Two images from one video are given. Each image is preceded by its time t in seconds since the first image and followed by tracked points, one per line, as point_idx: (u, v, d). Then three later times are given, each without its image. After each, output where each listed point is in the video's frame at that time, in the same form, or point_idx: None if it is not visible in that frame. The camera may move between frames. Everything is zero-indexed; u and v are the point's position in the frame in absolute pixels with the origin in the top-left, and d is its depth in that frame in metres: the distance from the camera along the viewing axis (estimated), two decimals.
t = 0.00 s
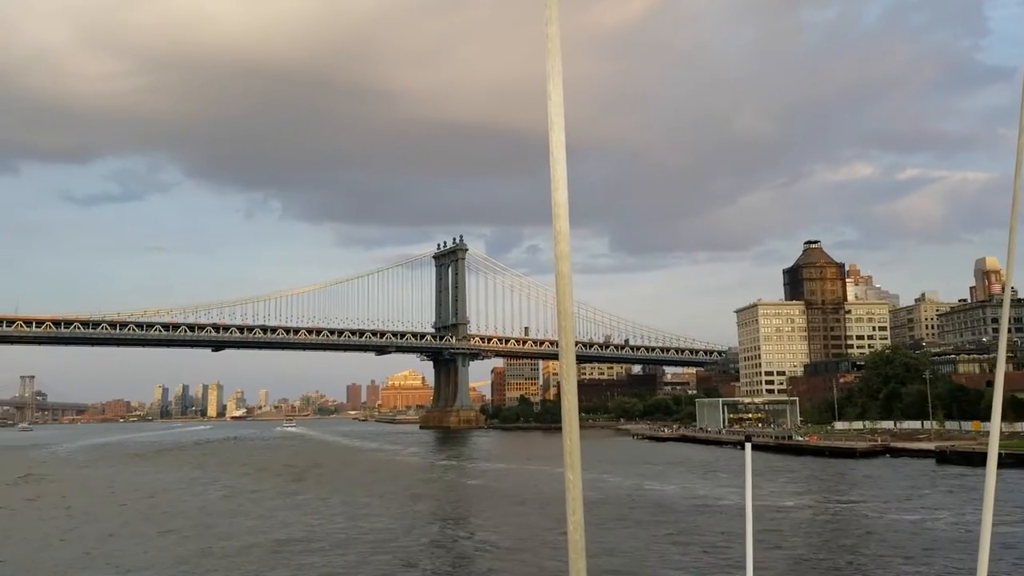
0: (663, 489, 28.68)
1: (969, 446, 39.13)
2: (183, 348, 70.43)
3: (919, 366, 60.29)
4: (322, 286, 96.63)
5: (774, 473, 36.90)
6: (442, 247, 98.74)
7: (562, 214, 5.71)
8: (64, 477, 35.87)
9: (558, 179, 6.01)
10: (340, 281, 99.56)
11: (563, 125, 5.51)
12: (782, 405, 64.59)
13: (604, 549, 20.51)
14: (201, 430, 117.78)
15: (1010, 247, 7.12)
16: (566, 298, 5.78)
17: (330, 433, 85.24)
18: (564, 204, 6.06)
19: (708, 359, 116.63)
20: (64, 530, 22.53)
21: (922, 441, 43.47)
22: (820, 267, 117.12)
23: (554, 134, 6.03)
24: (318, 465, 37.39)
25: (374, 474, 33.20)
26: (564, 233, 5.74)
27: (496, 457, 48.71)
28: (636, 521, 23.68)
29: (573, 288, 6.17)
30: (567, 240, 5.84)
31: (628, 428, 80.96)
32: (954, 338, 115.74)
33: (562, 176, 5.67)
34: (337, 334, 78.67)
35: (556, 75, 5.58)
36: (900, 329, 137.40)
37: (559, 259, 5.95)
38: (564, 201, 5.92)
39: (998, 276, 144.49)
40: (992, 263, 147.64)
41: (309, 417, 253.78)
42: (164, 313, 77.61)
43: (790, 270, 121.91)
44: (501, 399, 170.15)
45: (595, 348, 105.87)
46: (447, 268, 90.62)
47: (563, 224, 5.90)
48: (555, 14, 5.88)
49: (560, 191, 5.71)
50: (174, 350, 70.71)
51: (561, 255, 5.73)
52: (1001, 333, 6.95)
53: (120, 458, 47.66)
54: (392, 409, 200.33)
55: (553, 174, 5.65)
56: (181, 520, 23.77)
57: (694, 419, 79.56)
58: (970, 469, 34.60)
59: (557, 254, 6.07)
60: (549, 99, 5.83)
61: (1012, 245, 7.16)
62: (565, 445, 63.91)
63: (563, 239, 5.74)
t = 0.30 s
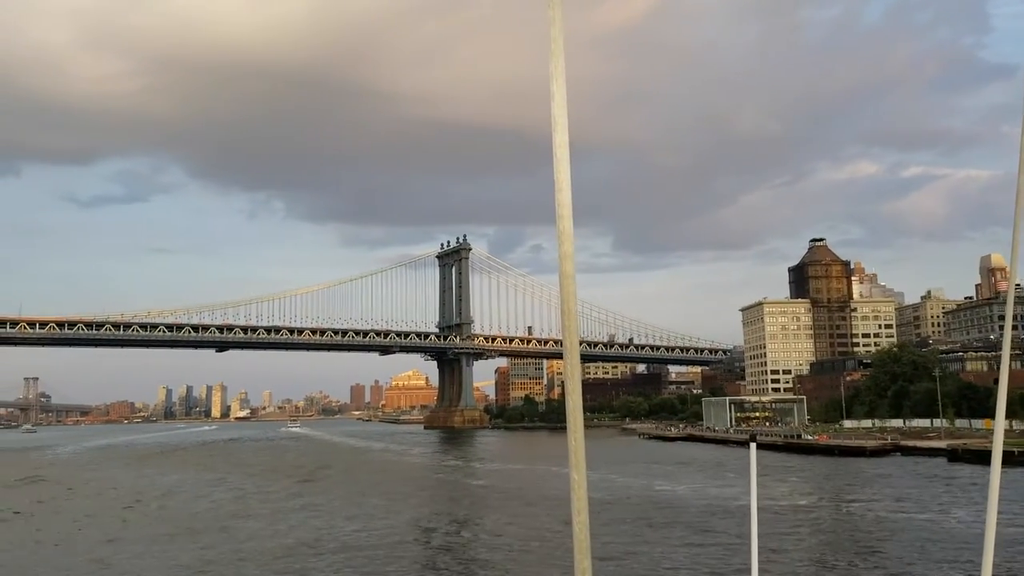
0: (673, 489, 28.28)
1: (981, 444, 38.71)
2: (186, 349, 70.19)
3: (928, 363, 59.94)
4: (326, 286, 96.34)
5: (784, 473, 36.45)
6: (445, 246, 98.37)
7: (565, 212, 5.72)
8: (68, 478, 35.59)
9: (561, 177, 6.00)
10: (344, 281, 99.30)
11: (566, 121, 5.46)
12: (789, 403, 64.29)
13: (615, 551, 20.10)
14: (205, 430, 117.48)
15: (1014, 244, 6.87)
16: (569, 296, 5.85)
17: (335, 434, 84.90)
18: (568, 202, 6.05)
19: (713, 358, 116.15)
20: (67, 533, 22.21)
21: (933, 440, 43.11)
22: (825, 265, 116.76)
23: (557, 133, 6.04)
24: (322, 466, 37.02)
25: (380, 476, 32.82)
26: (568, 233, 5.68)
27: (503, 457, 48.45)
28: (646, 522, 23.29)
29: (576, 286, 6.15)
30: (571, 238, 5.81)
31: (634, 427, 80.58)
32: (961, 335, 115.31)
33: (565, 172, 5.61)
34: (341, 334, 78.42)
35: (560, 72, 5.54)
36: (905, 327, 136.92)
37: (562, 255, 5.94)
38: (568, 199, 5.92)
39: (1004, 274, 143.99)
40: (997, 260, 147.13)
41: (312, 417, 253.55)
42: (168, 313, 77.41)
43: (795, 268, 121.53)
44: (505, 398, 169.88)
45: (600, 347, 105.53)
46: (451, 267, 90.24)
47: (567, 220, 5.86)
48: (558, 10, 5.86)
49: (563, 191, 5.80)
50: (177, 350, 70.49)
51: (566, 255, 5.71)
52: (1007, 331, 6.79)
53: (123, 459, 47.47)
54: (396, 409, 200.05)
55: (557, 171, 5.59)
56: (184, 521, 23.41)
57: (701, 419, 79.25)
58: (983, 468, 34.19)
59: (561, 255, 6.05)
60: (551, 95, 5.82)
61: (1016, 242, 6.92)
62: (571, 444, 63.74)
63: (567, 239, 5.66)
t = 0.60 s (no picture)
0: (688, 490, 27.84)
1: (1000, 444, 38.14)
2: (197, 348, 70.18)
3: (943, 363, 59.36)
4: (337, 286, 96.30)
5: (800, 473, 35.93)
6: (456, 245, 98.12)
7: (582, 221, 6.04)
8: (79, 478, 35.44)
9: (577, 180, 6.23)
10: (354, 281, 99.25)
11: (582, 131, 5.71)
12: (803, 403, 63.83)
13: (629, 552, 19.74)
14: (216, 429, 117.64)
15: None
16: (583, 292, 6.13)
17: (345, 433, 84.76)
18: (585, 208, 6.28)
19: (724, 357, 115.44)
20: (76, 532, 22.02)
21: (950, 439, 42.62)
22: (838, 264, 116.12)
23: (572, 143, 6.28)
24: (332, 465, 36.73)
25: (391, 475, 32.51)
26: (583, 237, 5.95)
27: (515, 457, 48.14)
28: (661, 524, 22.85)
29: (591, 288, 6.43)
30: (587, 241, 5.96)
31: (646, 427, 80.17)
32: (975, 334, 114.45)
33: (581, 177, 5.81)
34: (351, 333, 78.29)
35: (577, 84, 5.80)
36: (918, 326, 135.99)
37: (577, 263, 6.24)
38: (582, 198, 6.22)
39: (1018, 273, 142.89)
40: (1012, 259, 146.04)
41: (322, 416, 253.69)
42: (179, 312, 77.44)
43: (808, 267, 120.96)
44: (516, 398, 169.56)
45: (611, 346, 105.17)
46: (461, 266, 90.00)
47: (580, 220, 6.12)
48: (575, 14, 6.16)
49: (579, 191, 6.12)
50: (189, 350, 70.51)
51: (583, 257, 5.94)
52: None
53: (135, 458, 47.38)
54: (406, 409, 199.99)
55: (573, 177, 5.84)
56: (194, 521, 23.20)
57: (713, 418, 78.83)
58: (1004, 469, 33.67)
59: (575, 260, 6.25)
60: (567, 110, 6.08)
61: None
62: (582, 444, 63.42)
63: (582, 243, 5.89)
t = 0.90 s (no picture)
0: (712, 492, 27.37)
1: None
2: (217, 348, 70.45)
3: (969, 363, 58.40)
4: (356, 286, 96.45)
5: (825, 475, 35.41)
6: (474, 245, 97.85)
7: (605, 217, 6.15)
8: (100, 478, 35.60)
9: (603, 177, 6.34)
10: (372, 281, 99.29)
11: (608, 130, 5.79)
12: (826, 404, 63.06)
13: (654, 554, 19.31)
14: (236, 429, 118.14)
15: None
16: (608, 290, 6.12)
17: (364, 433, 84.75)
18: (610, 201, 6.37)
19: (744, 358, 114.47)
20: (96, 532, 21.93)
21: (979, 441, 41.82)
22: (860, 264, 114.86)
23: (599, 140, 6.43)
24: (352, 466, 36.58)
25: (410, 476, 32.25)
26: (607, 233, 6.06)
27: (536, 457, 47.87)
28: (686, 526, 22.41)
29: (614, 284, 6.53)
30: (609, 235, 6.16)
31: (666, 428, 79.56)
32: (1000, 334, 112.65)
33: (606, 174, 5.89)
34: (370, 333, 78.27)
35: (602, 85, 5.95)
36: (942, 327, 134.18)
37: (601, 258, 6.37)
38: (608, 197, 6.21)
39: None
40: None
41: (341, 417, 254.59)
42: (199, 313, 77.82)
43: (829, 267, 119.76)
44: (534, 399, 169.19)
45: (631, 347, 104.55)
46: (480, 267, 89.74)
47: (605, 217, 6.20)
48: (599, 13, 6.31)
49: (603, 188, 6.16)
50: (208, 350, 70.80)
51: (606, 254, 6.15)
52: None
53: (154, 459, 47.52)
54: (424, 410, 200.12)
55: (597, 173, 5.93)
56: (214, 521, 23.05)
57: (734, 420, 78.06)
58: None
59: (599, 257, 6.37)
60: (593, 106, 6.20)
61: None
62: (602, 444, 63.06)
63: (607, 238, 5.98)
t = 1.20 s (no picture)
0: (743, 492, 26.75)
1: None
2: (242, 348, 70.74)
3: (1004, 360, 57.11)
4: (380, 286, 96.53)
5: (857, 475, 34.67)
6: (497, 244, 97.46)
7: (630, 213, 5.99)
8: (127, 477, 35.73)
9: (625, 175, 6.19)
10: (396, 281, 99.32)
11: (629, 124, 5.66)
12: (856, 402, 62.00)
13: (686, 556, 18.81)
14: (262, 429, 118.81)
15: None
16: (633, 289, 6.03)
17: (388, 433, 84.71)
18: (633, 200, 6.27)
19: (771, 356, 113.06)
20: (121, 530, 21.83)
21: (1016, 440, 40.78)
22: (888, 260, 113.14)
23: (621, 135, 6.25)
24: (377, 466, 36.30)
25: (436, 476, 31.93)
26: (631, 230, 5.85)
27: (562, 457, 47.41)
28: (717, 528, 21.86)
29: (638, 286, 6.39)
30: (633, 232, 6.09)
31: (692, 427, 78.67)
32: None
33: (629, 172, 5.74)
34: (394, 332, 78.22)
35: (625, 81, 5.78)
36: (973, 323, 131.82)
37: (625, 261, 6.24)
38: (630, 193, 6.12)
39: None
40: None
41: (365, 417, 255.45)
42: (225, 313, 78.23)
43: (857, 263, 118.11)
44: (559, 398, 168.60)
45: (655, 345, 103.69)
46: (503, 265, 89.37)
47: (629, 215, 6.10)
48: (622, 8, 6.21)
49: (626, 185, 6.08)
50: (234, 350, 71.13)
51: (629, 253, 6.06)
52: None
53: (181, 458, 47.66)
54: (448, 409, 200.12)
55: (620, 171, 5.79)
56: (239, 520, 22.86)
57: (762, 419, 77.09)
58: None
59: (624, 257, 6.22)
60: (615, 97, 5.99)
61: None
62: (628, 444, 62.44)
63: (632, 237, 5.78)
